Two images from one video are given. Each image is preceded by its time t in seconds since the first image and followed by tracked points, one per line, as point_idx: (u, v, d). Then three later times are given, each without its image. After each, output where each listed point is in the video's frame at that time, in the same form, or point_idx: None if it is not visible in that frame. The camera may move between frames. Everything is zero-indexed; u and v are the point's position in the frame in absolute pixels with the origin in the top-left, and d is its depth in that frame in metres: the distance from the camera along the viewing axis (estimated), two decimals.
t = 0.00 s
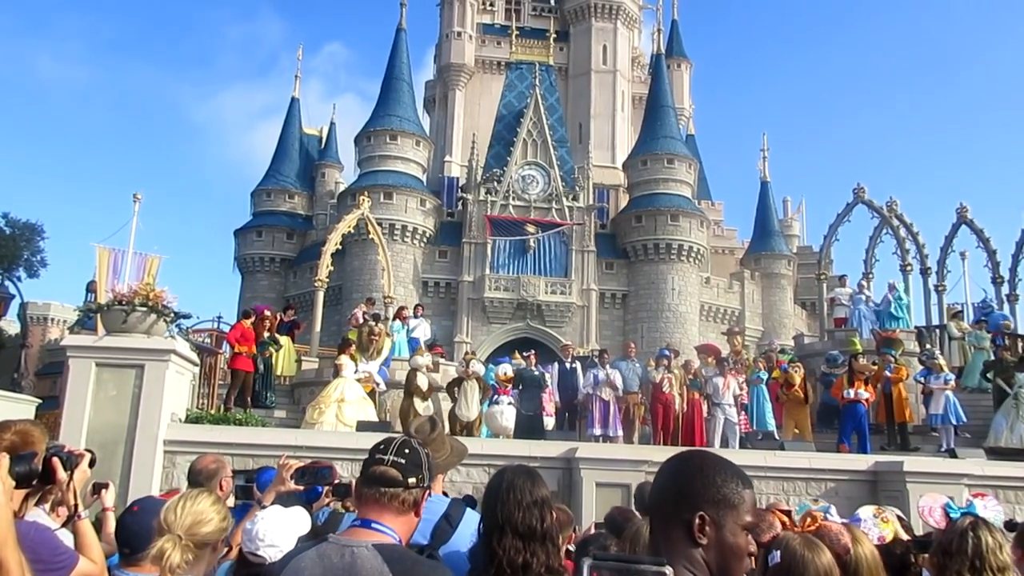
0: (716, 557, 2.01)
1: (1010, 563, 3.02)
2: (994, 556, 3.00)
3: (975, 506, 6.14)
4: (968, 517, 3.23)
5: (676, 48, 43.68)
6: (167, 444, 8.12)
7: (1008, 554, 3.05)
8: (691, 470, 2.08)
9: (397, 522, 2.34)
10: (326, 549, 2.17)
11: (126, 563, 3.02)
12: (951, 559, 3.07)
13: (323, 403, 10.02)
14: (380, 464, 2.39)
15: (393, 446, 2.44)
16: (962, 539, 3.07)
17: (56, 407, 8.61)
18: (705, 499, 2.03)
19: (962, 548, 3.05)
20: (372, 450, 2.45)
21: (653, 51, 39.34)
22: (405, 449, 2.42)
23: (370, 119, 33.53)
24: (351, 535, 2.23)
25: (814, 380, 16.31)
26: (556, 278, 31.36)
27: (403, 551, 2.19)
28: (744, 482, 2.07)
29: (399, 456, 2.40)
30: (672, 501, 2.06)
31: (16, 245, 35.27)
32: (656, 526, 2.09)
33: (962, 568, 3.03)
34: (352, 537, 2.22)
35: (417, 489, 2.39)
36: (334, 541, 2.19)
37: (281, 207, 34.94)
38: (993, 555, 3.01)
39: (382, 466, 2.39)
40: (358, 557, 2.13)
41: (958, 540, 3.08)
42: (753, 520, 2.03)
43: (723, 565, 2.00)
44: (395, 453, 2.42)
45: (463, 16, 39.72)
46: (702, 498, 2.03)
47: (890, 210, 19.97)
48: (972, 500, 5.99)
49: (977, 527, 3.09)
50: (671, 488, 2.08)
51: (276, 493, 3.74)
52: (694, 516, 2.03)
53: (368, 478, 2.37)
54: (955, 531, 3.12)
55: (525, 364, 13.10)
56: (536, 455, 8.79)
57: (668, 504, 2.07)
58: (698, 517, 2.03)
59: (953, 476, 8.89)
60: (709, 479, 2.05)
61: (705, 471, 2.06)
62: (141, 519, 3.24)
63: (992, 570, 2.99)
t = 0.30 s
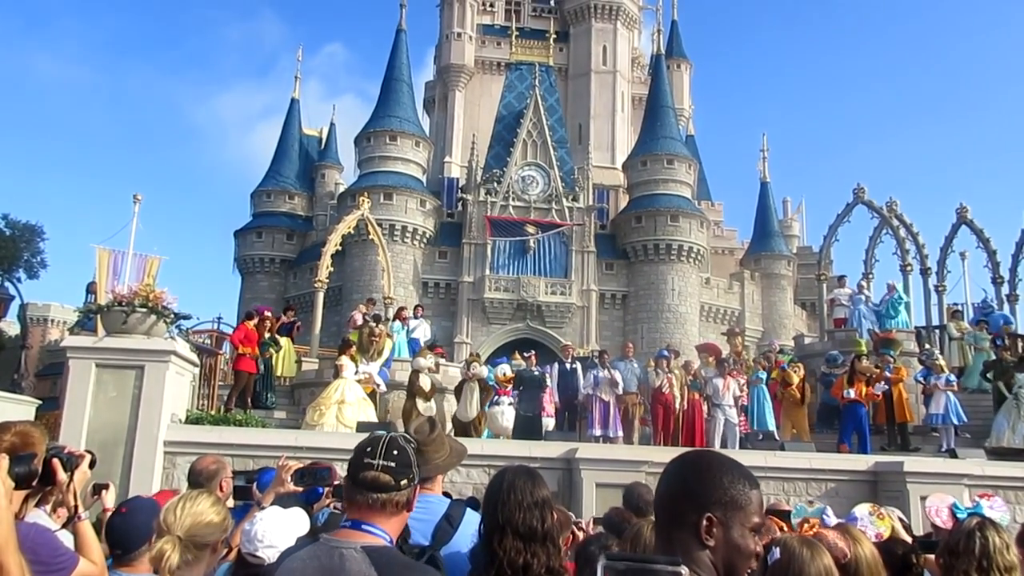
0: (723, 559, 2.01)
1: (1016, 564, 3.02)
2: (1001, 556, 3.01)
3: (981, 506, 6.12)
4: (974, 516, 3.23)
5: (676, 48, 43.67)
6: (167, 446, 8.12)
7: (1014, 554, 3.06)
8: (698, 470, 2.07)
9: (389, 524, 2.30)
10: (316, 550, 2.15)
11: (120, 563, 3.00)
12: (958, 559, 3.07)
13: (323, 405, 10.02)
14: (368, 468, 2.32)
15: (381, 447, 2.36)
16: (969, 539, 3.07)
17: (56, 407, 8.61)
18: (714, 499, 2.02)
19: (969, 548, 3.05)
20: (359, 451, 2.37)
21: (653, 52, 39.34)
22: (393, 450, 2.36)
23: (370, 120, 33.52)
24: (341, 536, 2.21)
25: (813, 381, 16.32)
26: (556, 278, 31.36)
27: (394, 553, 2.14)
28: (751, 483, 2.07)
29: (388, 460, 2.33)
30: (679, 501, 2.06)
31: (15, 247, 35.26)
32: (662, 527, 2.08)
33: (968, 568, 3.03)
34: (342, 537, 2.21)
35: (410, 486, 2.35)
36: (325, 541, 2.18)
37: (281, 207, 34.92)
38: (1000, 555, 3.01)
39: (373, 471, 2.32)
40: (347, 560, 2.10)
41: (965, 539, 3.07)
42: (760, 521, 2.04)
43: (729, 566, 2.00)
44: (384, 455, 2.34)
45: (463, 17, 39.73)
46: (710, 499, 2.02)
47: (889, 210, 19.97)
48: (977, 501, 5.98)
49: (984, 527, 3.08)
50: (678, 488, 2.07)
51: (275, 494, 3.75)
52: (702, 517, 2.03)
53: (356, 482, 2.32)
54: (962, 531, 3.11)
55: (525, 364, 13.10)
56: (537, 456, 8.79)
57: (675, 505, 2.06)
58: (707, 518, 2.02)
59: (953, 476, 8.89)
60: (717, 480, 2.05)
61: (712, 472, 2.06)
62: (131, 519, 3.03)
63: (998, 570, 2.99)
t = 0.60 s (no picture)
0: (730, 561, 1.97)
1: (1021, 564, 3.02)
2: (1005, 556, 3.00)
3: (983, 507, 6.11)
4: (977, 517, 3.23)
5: (676, 49, 43.68)
6: (166, 446, 8.11)
7: (1018, 554, 3.05)
8: (704, 471, 2.03)
9: (381, 525, 2.22)
10: (310, 556, 2.10)
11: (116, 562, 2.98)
12: (962, 558, 3.08)
13: (324, 406, 10.01)
14: (352, 475, 2.22)
15: (366, 452, 2.25)
16: (973, 539, 3.07)
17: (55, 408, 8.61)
18: (721, 501, 1.99)
19: (973, 548, 3.04)
20: (343, 458, 2.26)
21: (653, 52, 39.35)
22: (378, 456, 2.24)
23: (370, 120, 33.53)
24: (334, 539, 2.15)
25: (813, 382, 16.32)
26: (556, 279, 31.35)
27: (388, 556, 2.08)
28: (756, 483, 2.04)
29: (373, 466, 2.22)
30: (685, 503, 2.02)
31: (15, 247, 35.27)
32: (668, 529, 2.04)
33: (972, 568, 3.03)
34: (335, 540, 2.14)
35: (398, 489, 2.24)
36: (318, 545, 2.12)
37: (280, 208, 34.93)
38: (1004, 555, 3.01)
39: (356, 477, 2.22)
40: (340, 567, 2.05)
41: (969, 540, 3.07)
42: (767, 522, 2.00)
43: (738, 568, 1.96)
44: (368, 462, 2.23)
45: (463, 17, 39.74)
46: (716, 500, 1.99)
47: (889, 211, 19.98)
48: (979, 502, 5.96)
49: (988, 528, 3.08)
50: (683, 489, 2.04)
51: (275, 495, 3.75)
52: (709, 519, 1.99)
53: (343, 488, 2.23)
54: (966, 531, 3.11)
55: (525, 364, 13.08)
56: (536, 456, 8.78)
57: (681, 506, 2.02)
58: (714, 519, 1.98)
59: (953, 477, 8.89)
60: (723, 480, 2.01)
61: (718, 472, 2.02)
62: (118, 517, 2.90)
63: (1002, 570, 2.99)
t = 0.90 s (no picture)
0: (732, 562, 1.93)
1: (1015, 563, 3.03)
2: (999, 556, 3.01)
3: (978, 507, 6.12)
4: (971, 517, 3.24)
5: (673, 49, 43.70)
6: (162, 445, 8.10)
7: (1013, 554, 3.06)
8: (705, 471, 1.99)
9: (382, 529, 2.21)
10: (309, 556, 2.10)
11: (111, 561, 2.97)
12: (956, 558, 3.09)
13: (320, 405, 10.02)
14: (350, 481, 2.22)
15: (363, 457, 2.23)
16: (967, 539, 3.08)
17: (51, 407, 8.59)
18: (722, 502, 1.95)
19: (967, 547, 3.06)
20: (342, 462, 2.25)
21: (650, 53, 39.35)
22: (375, 462, 2.22)
23: (367, 120, 33.49)
24: (333, 541, 2.15)
25: (809, 383, 16.33)
26: (553, 279, 31.35)
27: (388, 559, 2.09)
28: (758, 486, 2.00)
29: (370, 472, 2.21)
30: (685, 505, 1.98)
31: (11, 246, 35.20)
32: (667, 531, 2.01)
33: (966, 567, 3.03)
34: (335, 543, 2.14)
35: (397, 495, 2.23)
36: (316, 547, 2.12)
37: (277, 207, 34.91)
38: (999, 554, 3.02)
39: (353, 482, 2.22)
40: (339, 570, 2.05)
41: (963, 540, 3.08)
42: (767, 523, 1.97)
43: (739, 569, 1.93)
44: (365, 467, 2.22)
45: (461, 17, 39.69)
46: (718, 501, 1.95)
47: (886, 212, 20.02)
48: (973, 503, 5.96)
49: (983, 527, 3.09)
50: (684, 489, 2.00)
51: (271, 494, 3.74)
52: (711, 520, 1.95)
53: (341, 493, 2.22)
54: (960, 531, 3.12)
55: (522, 364, 13.08)
56: (533, 456, 8.79)
57: (683, 508, 1.98)
58: (716, 520, 1.95)
59: (948, 478, 8.92)
60: (725, 482, 1.98)
61: (718, 471, 1.99)
62: (106, 515, 2.91)
63: (997, 570, 2.99)
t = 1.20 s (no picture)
0: (728, 561, 1.94)
1: (999, 559, 3.05)
2: (983, 552, 3.04)
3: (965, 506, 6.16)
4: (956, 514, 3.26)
5: (665, 49, 43.75)
6: (153, 444, 8.07)
7: (997, 550, 3.08)
8: (704, 472, 1.99)
9: (379, 531, 2.21)
10: (306, 557, 2.10)
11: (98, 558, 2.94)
12: (941, 554, 3.10)
13: (312, 404, 10.01)
14: (348, 484, 2.22)
15: (363, 460, 2.23)
16: (952, 535, 3.10)
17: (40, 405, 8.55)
18: (722, 502, 1.95)
19: (952, 543, 3.07)
20: (341, 463, 2.25)
21: (642, 52, 39.41)
22: (375, 465, 2.22)
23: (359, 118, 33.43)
24: (330, 542, 2.14)
25: (799, 384, 16.39)
26: (545, 277, 31.37)
27: (385, 562, 2.09)
28: (756, 485, 2.01)
29: (369, 475, 2.20)
30: (685, 506, 1.98)
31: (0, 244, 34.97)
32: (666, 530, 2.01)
33: (952, 563, 3.05)
34: (333, 544, 2.14)
35: (395, 498, 2.23)
36: (314, 547, 2.12)
37: (269, 205, 34.80)
38: (983, 550, 3.05)
39: (352, 484, 2.21)
40: (337, 571, 2.05)
41: (948, 536, 3.10)
42: (765, 524, 1.98)
43: (737, 568, 1.94)
44: (365, 470, 2.21)
45: (453, 15, 39.64)
46: (718, 502, 1.95)
47: (877, 212, 20.11)
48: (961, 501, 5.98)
49: (967, 524, 3.12)
50: (685, 488, 2.00)
51: (263, 492, 3.72)
52: (710, 519, 1.96)
53: (339, 495, 2.22)
54: (945, 527, 3.15)
55: (515, 363, 13.08)
56: (524, 455, 8.79)
57: (682, 506, 1.99)
58: (715, 520, 1.95)
59: (938, 476, 8.97)
60: (725, 482, 1.98)
61: (717, 472, 1.98)
62: (96, 512, 2.90)
63: (981, 567, 3.02)
